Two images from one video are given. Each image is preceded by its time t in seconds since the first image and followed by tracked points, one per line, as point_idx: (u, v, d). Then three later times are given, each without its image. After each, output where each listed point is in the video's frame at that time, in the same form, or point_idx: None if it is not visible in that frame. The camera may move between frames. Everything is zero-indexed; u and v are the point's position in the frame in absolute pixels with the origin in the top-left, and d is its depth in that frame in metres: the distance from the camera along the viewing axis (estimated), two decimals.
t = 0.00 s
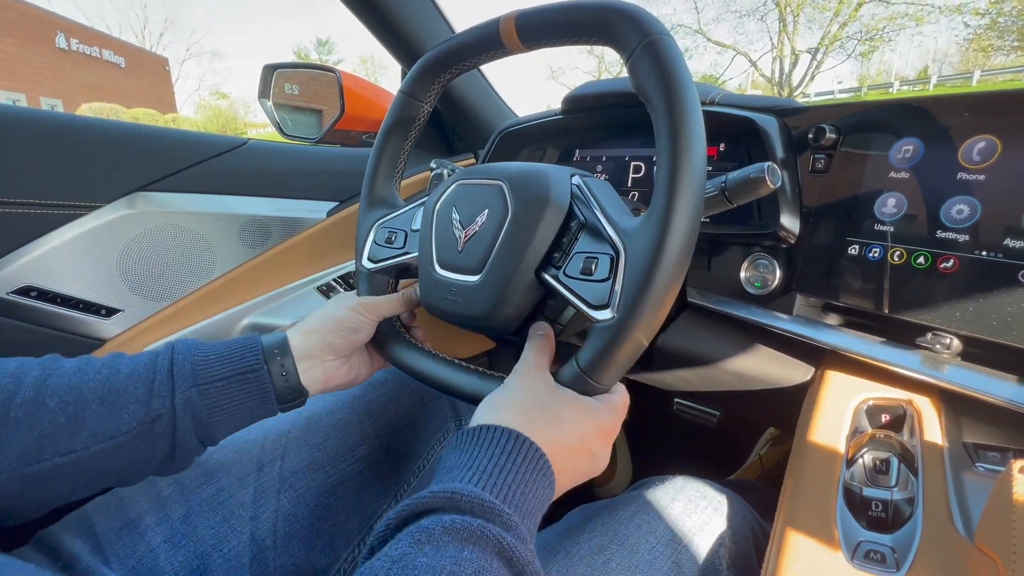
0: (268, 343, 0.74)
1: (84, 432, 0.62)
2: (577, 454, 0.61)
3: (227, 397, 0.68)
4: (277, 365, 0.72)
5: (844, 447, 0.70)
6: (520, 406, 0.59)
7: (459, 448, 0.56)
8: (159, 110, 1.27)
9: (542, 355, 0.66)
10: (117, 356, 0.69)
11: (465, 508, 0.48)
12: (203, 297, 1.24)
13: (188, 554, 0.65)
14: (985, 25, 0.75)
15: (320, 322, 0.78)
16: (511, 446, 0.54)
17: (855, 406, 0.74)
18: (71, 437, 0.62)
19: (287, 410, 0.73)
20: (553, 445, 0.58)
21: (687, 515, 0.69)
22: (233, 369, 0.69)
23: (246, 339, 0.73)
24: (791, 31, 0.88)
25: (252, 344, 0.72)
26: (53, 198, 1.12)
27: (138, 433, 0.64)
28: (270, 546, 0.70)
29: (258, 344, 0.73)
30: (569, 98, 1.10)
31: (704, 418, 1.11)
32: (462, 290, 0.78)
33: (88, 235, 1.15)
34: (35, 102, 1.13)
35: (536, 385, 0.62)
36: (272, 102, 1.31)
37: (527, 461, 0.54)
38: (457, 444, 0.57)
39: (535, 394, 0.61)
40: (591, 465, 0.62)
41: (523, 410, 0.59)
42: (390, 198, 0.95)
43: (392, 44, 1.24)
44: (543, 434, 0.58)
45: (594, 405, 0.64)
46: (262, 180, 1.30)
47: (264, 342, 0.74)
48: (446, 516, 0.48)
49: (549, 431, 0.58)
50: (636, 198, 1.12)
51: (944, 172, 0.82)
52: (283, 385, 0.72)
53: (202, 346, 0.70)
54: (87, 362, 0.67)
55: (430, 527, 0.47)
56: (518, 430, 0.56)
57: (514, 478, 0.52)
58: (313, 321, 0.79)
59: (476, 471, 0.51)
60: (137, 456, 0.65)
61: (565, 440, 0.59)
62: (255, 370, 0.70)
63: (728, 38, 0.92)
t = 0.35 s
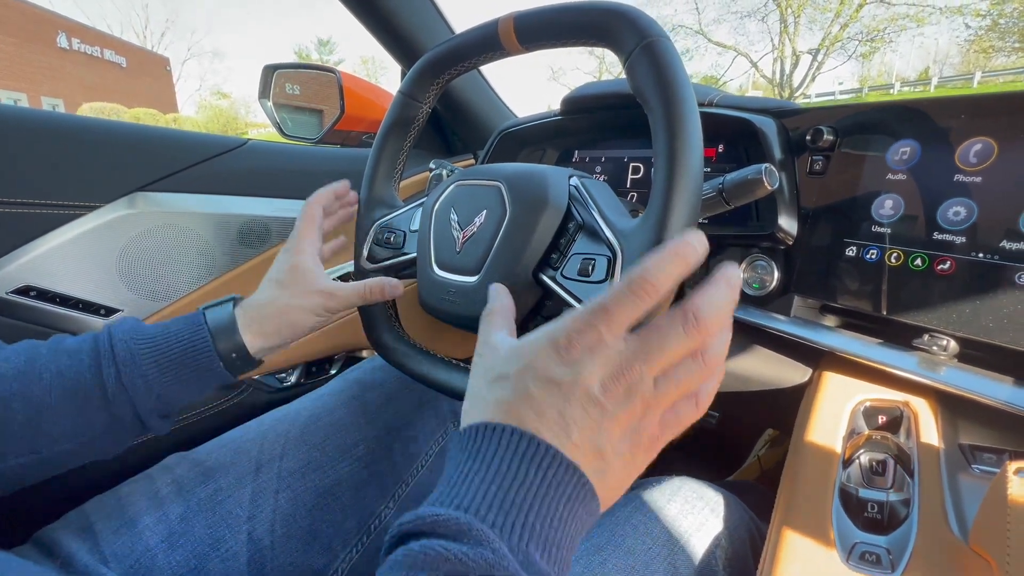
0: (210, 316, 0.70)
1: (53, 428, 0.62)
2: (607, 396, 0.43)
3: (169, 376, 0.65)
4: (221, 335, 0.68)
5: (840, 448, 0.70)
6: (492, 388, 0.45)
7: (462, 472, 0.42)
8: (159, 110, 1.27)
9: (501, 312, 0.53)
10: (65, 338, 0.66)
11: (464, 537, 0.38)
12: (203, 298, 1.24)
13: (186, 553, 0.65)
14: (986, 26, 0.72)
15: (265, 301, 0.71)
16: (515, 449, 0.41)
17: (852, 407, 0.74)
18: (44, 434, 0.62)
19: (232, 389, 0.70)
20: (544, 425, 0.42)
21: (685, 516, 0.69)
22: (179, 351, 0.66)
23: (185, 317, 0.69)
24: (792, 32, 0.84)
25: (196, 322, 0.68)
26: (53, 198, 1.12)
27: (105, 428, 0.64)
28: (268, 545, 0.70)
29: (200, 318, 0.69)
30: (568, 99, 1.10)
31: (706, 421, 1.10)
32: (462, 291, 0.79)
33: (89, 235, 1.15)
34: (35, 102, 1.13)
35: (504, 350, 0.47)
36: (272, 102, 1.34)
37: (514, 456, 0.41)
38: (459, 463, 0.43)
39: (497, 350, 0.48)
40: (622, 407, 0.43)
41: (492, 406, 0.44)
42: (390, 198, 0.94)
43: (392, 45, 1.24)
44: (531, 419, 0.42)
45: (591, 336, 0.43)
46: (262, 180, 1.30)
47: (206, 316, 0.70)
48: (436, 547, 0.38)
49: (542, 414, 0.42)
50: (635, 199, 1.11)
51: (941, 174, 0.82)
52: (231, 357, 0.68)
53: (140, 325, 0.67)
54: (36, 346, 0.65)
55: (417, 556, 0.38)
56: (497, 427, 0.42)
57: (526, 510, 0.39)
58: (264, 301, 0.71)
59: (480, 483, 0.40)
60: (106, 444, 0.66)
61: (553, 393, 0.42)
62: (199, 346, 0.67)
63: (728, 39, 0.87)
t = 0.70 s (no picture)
0: (220, 137, 0.60)
1: (107, 290, 0.61)
2: (480, 18, 0.40)
3: (191, 210, 0.58)
4: (235, 157, 0.59)
5: (841, 447, 0.69)
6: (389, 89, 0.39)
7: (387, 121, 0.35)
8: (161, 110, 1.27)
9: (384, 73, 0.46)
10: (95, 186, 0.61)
11: (394, 195, 0.30)
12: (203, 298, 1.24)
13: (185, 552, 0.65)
14: (987, 28, 0.71)
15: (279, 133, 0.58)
16: (403, 101, 0.35)
17: (853, 406, 0.74)
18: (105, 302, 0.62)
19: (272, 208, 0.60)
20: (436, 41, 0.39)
21: (685, 515, 0.69)
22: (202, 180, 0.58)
23: (197, 145, 0.60)
24: (793, 33, 0.80)
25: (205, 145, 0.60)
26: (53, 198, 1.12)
27: (162, 279, 0.61)
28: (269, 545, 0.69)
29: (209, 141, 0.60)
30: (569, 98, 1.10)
31: (705, 421, 1.12)
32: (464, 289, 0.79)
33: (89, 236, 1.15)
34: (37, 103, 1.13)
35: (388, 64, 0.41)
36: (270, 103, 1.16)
37: (413, 93, 0.35)
38: (345, 153, 0.34)
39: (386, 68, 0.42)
40: None
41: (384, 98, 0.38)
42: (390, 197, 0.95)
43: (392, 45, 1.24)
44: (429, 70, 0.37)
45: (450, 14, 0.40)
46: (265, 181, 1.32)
47: (217, 139, 0.60)
48: (370, 221, 0.29)
49: (433, 46, 0.38)
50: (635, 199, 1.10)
51: (942, 174, 0.82)
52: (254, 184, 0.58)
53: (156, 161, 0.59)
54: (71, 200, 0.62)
55: (340, 246, 0.29)
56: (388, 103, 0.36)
57: (433, 104, 0.35)
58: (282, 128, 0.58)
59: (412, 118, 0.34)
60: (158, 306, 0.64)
61: (444, 36, 0.39)
62: (214, 172, 0.58)
63: (729, 40, 0.81)
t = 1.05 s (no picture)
0: (203, 169, 0.78)
1: (94, 307, 0.75)
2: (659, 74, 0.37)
3: (189, 232, 0.76)
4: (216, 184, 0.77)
5: (839, 449, 0.69)
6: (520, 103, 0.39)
7: (499, 171, 0.35)
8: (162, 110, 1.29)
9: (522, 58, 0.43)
10: (85, 215, 0.77)
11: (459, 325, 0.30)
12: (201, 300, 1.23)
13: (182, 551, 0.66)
14: (988, 29, 0.71)
15: (246, 150, 0.77)
16: (511, 153, 0.35)
17: (851, 408, 0.74)
18: (84, 312, 0.75)
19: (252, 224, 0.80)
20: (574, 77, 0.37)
21: (683, 517, 0.69)
22: (178, 203, 0.75)
23: (182, 172, 0.78)
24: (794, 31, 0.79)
25: (193, 178, 0.77)
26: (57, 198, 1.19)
27: (143, 291, 0.76)
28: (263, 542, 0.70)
29: (194, 174, 0.78)
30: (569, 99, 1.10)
31: (705, 423, 1.11)
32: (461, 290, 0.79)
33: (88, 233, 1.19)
34: (39, 102, 1.16)
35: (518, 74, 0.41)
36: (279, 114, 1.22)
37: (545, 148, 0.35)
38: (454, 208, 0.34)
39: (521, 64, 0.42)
40: None
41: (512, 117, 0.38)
42: (389, 199, 0.95)
43: (392, 47, 1.24)
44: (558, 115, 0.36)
45: (597, 45, 0.38)
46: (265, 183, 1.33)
47: (199, 169, 0.78)
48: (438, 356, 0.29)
49: (575, 80, 0.37)
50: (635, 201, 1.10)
51: (940, 175, 0.82)
52: (239, 203, 0.78)
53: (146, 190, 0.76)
54: (65, 231, 0.76)
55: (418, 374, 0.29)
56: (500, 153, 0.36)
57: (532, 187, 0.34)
58: (248, 143, 0.76)
59: (520, 184, 0.34)
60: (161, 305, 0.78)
61: (574, 74, 0.37)
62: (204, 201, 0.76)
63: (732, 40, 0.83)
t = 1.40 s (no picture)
0: (192, 332, 0.70)
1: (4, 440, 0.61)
2: (596, 446, 0.48)
3: (150, 390, 0.66)
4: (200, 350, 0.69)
5: (839, 453, 0.69)
6: (499, 399, 0.49)
7: (425, 482, 0.46)
8: (165, 111, 1.27)
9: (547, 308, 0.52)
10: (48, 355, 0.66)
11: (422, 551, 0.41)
12: (202, 301, 1.24)
13: (183, 554, 0.66)
14: (989, 31, 0.77)
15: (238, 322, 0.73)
16: (485, 462, 0.45)
17: (851, 413, 0.74)
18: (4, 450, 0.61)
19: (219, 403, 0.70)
20: (552, 412, 0.47)
21: (684, 522, 0.68)
22: (155, 366, 0.66)
23: (169, 330, 0.70)
24: (794, 37, 0.89)
25: (179, 336, 0.69)
26: (54, 199, 1.13)
27: (60, 437, 0.62)
28: (264, 546, 0.70)
29: (182, 335, 0.69)
30: (570, 102, 1.10)
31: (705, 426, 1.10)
32: (460, 293, 0.79)
33: (89, 236, 1.15)
34: (42, 104, 1.14)
35: (523, 334, 0.51)
36: (275, 105, 1.35)
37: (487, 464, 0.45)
38: (374, 529, 0.43)
39: (534, 333, 0.51)
40: (672, 400, 0.48)
41: (495, 399, 0.49)
42: (390, 201, 0.95)
43: (393, 49, 1.24)
44: (515, 431, 0.47)
45: (590, 397, 0.48)
46: (272, 185, 1.31)
47: (189, 331, 0.70)
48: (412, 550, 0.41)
49: (554, 417, 0.47)
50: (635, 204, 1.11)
51: (939, 179, 0.82)
52: (216, 378, 0.69)
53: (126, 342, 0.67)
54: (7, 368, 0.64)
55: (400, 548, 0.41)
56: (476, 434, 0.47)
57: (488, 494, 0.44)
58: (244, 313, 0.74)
59: (443, 505, 0.44)
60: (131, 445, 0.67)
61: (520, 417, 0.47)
62: (179, 364, 0.67)
63: (730, 42, 0.92)
